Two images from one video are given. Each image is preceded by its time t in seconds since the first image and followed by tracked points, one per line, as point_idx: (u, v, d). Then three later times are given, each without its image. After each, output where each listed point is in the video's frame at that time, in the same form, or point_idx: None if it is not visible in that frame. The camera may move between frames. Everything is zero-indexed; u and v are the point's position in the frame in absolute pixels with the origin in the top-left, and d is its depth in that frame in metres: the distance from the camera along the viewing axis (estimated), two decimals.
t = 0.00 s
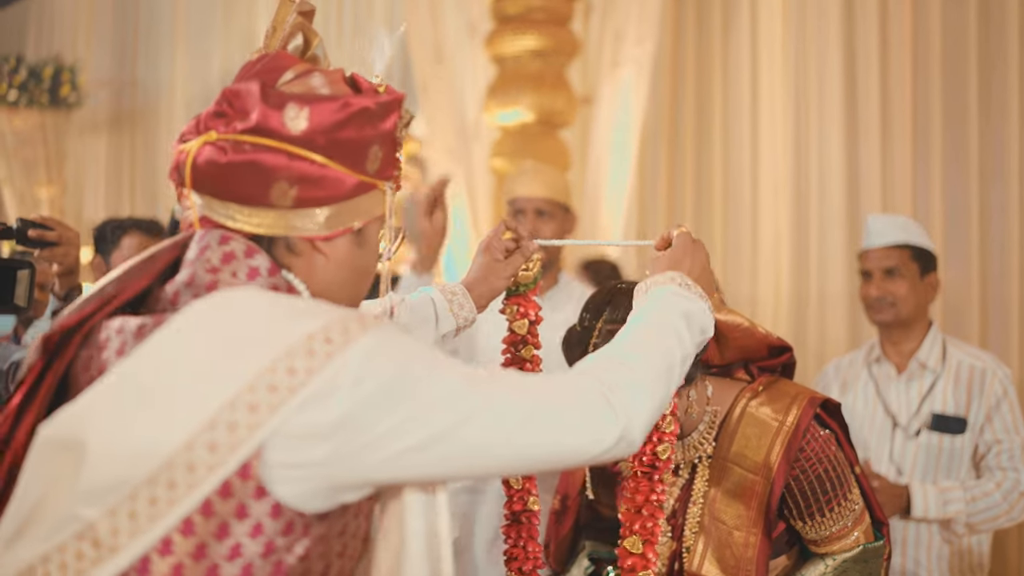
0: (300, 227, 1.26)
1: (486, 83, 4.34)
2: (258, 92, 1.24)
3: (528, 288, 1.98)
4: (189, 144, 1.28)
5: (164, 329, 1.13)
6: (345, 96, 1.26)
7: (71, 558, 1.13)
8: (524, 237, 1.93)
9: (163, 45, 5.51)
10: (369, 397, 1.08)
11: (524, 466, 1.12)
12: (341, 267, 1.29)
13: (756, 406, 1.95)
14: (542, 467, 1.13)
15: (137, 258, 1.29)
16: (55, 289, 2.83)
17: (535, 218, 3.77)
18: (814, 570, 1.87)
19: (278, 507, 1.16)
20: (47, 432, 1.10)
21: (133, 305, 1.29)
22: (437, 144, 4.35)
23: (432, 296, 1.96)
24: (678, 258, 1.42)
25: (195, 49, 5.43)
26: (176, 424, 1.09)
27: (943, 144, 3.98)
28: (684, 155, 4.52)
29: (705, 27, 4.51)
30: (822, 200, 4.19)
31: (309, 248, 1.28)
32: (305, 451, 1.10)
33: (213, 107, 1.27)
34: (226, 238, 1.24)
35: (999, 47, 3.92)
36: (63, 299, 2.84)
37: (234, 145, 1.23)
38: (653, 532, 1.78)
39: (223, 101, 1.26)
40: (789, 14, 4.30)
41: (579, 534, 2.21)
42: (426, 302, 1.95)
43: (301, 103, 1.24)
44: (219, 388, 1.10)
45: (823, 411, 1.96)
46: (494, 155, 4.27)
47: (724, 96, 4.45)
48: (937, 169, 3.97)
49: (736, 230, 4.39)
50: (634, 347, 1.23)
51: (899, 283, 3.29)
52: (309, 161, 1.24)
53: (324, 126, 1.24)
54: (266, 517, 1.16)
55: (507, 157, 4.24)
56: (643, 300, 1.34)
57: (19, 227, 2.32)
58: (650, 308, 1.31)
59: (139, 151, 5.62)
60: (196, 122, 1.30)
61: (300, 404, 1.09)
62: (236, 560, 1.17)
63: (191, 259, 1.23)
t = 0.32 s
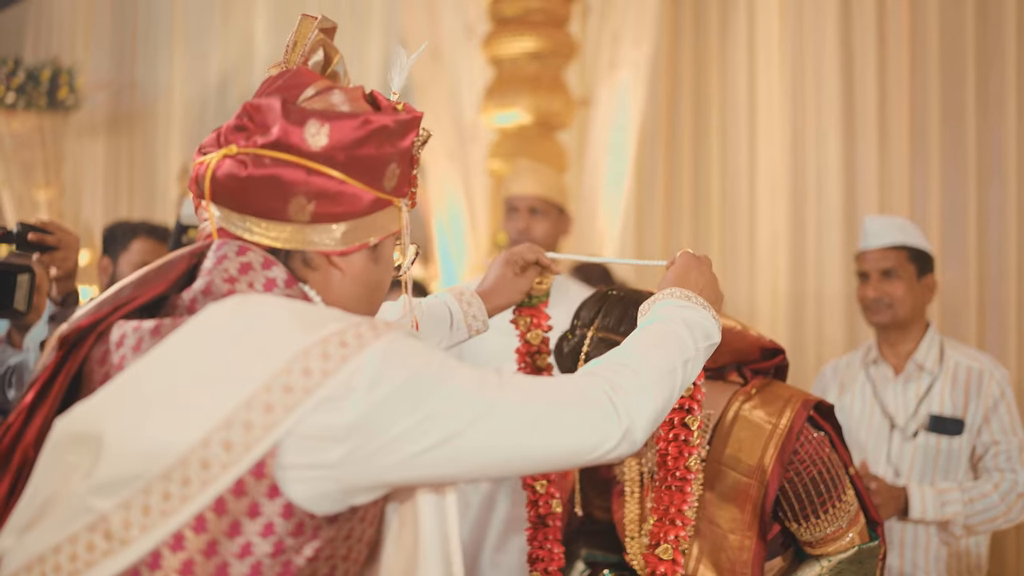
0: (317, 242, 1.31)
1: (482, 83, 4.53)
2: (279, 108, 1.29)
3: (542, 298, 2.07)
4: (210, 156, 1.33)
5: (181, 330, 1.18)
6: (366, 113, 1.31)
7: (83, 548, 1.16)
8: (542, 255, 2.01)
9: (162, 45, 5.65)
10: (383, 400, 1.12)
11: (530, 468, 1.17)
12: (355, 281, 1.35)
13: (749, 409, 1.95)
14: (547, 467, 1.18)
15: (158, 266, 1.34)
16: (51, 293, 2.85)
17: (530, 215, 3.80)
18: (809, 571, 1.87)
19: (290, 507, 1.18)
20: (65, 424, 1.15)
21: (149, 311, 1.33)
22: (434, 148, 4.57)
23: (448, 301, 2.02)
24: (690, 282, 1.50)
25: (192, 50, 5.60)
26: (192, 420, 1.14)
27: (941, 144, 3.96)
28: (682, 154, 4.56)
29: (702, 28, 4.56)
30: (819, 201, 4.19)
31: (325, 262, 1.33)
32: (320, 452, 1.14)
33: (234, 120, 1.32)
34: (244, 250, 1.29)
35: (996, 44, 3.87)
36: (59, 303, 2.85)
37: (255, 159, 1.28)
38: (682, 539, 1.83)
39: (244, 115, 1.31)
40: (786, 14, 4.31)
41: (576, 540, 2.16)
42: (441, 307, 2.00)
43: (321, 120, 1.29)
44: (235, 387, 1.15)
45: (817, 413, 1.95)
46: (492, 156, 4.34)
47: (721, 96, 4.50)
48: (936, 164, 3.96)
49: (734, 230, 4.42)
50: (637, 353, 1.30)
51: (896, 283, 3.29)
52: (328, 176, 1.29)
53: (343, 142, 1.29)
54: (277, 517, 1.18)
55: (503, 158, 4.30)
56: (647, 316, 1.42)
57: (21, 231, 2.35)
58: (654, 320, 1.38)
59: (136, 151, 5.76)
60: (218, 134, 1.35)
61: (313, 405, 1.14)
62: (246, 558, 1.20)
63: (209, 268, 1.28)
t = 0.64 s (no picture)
0: (324, 249, 1.35)
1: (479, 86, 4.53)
2: (289, 115, 1.32)
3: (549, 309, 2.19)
4: (217, 162, 1.36)
5: (189, 328, 1.23)
6: (375, 121, 1.36)
7: (90, 541, 1.23)
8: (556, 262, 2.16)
9: (160, 48, 5.69)
10: (391, 398, 1.18)
11: (529, 463, 1.22)
12: (363, 288, 1.38)
13: (744, 411, 1.93)
14: (545, 459, 1.23)
15: (166, 266, 1.37)
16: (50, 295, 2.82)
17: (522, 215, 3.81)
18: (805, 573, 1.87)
19: (298, 504, 1.23)
20: (75, 420, 1.20)
21: (158, 311, 1.36)
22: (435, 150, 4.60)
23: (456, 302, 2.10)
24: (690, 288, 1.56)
25: (190, 50, 5.63)
26: (201, 415, 1.19)
27: (938, 144, 3.96)
28: (680, 156, 4.57)
29: (700, 28, 4.56)
30: (817, 201, 4.18)
31: (332, 269, 1.37)
32: (330, 448, 1.20)
33: (243, 127, 1.35)
34: (252, 254, 1.33)
35: (993, 45, 3.87)
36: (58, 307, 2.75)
37: (264, 166, 1.32)
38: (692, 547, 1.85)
39: (253, 121, 1.34)
40: (784, 14, 4.31)
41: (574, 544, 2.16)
42: (450, 309, 2.07)
43: (331, 127, 1.33)
44: (243, 383, 1.20)
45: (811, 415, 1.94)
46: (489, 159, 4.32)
47: (719, 97, 4.50)
48: (932, 164, 3.96)
49: (731, 231, 4.43)
50: (637, 350, 1.37)
51: (893, 284, 3.29)
52: (337, 183, 1.33)
53: (352, 150, 1.33)
54: (285, 512, 1.23)
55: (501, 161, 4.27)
56: (650, 317, 1.49)
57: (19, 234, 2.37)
58: (655, 322, 1.46)
59: (133, 152, 5.81)
60: (226, 141, 1.38)
61: (321, 403, 1.19)
62: (254, 554, 1.25)
63: (217, 271, 1.32)
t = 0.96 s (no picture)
0: (333, 256, 1.33)
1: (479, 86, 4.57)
2: (300, 122, 1.30)
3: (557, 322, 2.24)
4: (228, 168, 1.34)
5: (203, 327, 1.22)
6: (386, 130, 1.33)
7: (101, 535, 1.21)
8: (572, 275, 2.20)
9: (160, 49, 5.74)
10: (407, 399, 1.17)
11: (538, 464, 1.22)
12: (371, 296, 1.36)
13: (743, 415, 1.93)
14: (552, 461, 1.23)
15: (171, 270, 1.37)
16: (52, 298, 2.85)
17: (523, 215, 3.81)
18: None
19: (310, 503, 1.21)
20: (89, 413, 1.18)
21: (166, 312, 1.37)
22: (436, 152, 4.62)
23: (466, 307, 2.11)
24: (689, 299, 1.55)
25: (190, 51, 5.67)
26: (217, 412, 1.18)
27: (939, 145, 3.95)
28: (681, 158, 4.59)
29: (699, 28, 4.56)
30: (818, 201, 4.18)
31: (341, 276, 1.35)
32: (344, 449, 1.18)
33: (254, 133, 1.34)
34: (264, 260, 1.32)
35: (994, 45, 3.86)
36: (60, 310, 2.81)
37: (275, 173, 1.29)
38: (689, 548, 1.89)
39: (264, 127, 1.33)
40: (784, 13, 4.31)
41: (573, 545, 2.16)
42: (459, 312, 2.09)
43: (342, 135, 1.30)
44: (259, 382, 1.19)
45: (813, 419, 1.93)
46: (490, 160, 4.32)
47: (719, 99, 4.50)
48: (934, 165, 3.95)
49: (732, 232, 4.44)
50: (637, 357, 1.37)
51: (894, 285, 3.28)
52: (347, 192, 1.31)
53: (363, 158, 1.31)
54: (297, 511, 1.21)
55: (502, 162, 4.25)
56: (651, 325, 1.49)
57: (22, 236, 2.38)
58: (655, 330, 1.46)
59: (134, 153, 5.86)
60: (238, 146, 1.36)
61: (335, 403, 1.18)
62: (265, 552, 1.23)
63: (229, 276, 1.31)
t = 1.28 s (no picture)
0: (339, 261, 1.32)
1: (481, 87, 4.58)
2: (309, 127, 1.29)
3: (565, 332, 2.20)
4: (236, 173, 1.32)
5: (214, 327, 1.22)
6: (394, 137, 1.32)
7: (108, 531, 1.22)
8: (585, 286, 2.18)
9: (160, 49, 5.75)
10: (418, 400, 1.17)
11: (542, 463, 1.21)
12: (377, 301, 1.35)
13: (745, 415, 1.94)
14: (556, 461, 1.22)
15: (181, 271, 1.37)
16: (53, 301, 2.86)
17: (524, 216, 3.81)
18: None
19: (318, 503, 1.21)
20: (100, 409, 1.19)
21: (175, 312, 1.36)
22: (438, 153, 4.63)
23: (475, 308, 2.10)
24: (694, 306, 1.57)
25: (191, 51, 5.68)
26: (226, 411, 1.18)
27: (941, 147, 3.95)
28: (682, 160, 4.58)
29: (701, 30, 4.56)
30: (819, 202, 4.17)
31: (347, 281, 1.34)
32: (354, 449, 1.17)
33: (263, 138, 1.32)
34: (272, 264, 1.32)
35: (997, 46, 3.86)
36: (61, 312, 2.87)
37: (283, 178, 1.28)
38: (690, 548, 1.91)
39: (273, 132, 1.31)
40: (786, 13, 4.30)
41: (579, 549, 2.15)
42: (468, 315, 2.08)
43: (351, 141, 1.29)
44: (269, 382, 1.20)
45: (815, 420, 1.92)
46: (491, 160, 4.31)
47: (721, 100, 4.49)
48: (936, 166, 3.95)
49: (733, 233, 4.43)
50: (641, 362, 1.38)
51: (895, 286, 3.28)
52: (354, 198, 1.29)
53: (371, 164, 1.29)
54: (304, 511, 1.21)
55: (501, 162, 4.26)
56: (656, 334, 1.51)
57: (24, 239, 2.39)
58: (660, 338, 1.48)
59: (136, 154, 5.86)
60: (245, 151, 1.34)
61: (345, 403, 1.18)
62: (272, 550, 1.22)
63: (237, 279, 1.31)
